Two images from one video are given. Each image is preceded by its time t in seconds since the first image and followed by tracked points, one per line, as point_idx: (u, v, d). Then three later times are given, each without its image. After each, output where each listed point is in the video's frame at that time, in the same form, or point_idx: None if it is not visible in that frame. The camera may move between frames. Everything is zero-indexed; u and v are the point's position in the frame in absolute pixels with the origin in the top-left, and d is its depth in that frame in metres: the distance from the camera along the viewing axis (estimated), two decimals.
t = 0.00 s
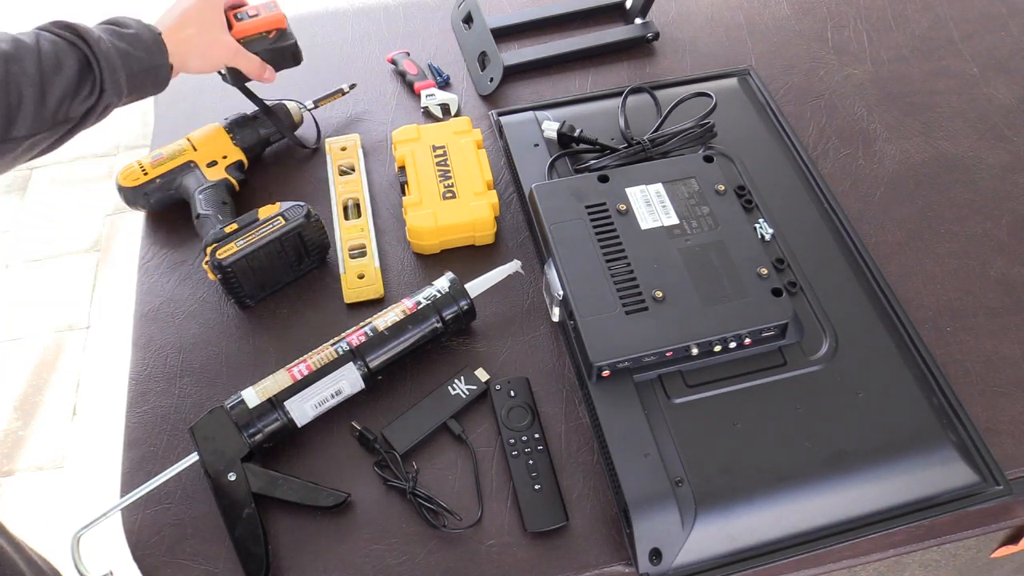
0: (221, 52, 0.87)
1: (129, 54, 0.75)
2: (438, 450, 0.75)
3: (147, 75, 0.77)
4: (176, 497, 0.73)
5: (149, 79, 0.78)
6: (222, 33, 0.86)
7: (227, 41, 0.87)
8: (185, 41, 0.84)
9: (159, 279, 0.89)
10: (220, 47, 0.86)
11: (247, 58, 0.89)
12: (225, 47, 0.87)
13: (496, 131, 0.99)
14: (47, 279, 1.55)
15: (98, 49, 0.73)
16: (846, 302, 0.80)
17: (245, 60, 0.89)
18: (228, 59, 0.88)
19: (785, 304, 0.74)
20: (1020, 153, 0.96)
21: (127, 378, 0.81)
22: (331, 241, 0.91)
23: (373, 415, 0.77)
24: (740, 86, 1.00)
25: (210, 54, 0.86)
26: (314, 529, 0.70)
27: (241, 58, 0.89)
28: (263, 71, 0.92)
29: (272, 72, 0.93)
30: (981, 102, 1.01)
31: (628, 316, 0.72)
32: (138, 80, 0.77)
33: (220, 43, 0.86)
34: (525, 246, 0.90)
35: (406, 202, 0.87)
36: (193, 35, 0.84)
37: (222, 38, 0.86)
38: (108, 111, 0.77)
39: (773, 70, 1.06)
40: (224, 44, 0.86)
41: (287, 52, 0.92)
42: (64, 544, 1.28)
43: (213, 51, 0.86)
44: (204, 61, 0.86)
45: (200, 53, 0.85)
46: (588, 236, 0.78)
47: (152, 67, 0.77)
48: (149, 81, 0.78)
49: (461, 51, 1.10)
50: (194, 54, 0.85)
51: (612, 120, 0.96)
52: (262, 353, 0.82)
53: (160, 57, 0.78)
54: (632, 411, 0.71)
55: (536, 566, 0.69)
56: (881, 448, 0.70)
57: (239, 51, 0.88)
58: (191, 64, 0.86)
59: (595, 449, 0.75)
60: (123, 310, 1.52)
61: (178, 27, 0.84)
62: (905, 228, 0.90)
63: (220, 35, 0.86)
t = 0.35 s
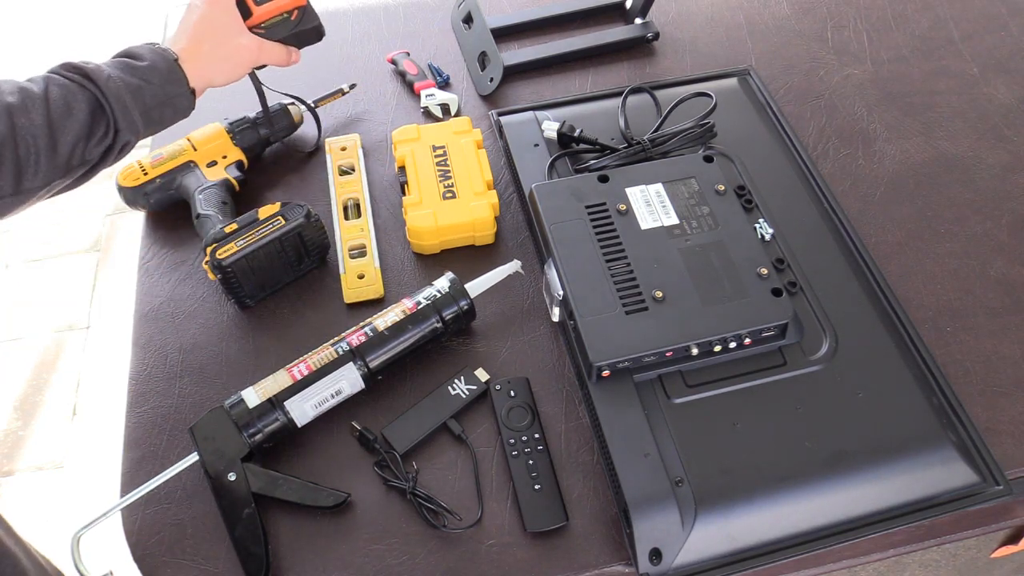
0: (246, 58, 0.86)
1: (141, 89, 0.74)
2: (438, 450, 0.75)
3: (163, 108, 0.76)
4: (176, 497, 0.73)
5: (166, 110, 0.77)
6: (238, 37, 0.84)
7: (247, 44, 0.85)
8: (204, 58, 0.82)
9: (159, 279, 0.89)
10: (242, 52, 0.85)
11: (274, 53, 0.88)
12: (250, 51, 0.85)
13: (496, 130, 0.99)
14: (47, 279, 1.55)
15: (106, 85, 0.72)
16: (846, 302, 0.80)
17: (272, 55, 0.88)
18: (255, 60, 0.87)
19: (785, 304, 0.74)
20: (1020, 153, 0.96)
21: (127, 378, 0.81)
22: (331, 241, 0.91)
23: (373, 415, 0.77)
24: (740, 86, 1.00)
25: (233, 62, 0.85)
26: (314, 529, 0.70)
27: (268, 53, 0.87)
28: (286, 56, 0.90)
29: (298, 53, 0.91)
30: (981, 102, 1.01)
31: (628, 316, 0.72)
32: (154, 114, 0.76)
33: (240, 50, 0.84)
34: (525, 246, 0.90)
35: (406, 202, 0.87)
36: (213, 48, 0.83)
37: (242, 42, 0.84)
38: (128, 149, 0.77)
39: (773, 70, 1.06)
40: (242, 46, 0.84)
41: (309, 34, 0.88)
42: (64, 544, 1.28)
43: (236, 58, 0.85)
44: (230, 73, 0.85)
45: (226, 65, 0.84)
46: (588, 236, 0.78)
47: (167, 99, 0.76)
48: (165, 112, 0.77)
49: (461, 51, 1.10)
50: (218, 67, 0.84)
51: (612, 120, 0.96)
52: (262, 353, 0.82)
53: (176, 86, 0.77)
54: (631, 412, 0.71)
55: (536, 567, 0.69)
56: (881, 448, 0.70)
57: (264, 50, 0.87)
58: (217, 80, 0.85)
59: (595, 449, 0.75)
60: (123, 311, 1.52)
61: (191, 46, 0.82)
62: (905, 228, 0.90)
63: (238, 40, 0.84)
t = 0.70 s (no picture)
0: (230, 47, 0.85)
1: (122, 75, 0.73)
2: (438, 450, 0.75)
3: (142, 95, 0.75)
4: (176, 497, 0.73)
5: (145, 97, 0.76)
6: (223, 25, 0.83)
7: (232, 31, 0.84)
8: (185, 45, 0.81)
9: (159, 279, 0.89)
10: (225, 41, 0.84)
11: (263, 37, 0.86)
12: (235, 39, 0.84)
13: (497, 130, 0.99)
14: (48, 279, 1.55)
15: (85, 68, 0.71)
16: (846, 302, 0.80)
17: (260, 40, 0.86)
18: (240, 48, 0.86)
19: (785, 304, 0.74)
20: (1020, 153, 0.96)
21: (127, 378, 0.81)
22: (331, 241, 0.91)
23: (373, 415, 0.77)
24: (740, 86, 1.00)
25: (216, 51, 0.84)
26: (314, 529, 0.70)
27: (255, 39, 0.86)
28: (278, 37, 0.88)
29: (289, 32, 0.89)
30: (982, 102, 1.01)
31: (628, 316, 0.72)
32: (132, 101, 0.75)
33: (224, 37, 0.83)
34: (525, 246, 0.90)
35: (406, 202, 0.87)
36: (195, 35, 0.81)
37: (226, 29, 0.83)
38: (100, 136, 0.75)
39: (773, 70, 1.06)
40: (225, 33, 0.83)
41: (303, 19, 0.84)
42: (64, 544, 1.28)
43: (219, 46, 0.84)
44: (211, 61, 0.84)
45: (208, 53, 0.83)
46: (588, 236, 0.78)
47: (148, 87, 0.75)
48: (144, 100, 0.76)
49: (461, 51, 1.10)
50: (199, 55, 0.82)
51: (612, 120, 0.96)
52: (262, 353, 0.82)
53: (158, 75, 0.76)
54: (631, 412, 0.71)
55: (536, 566, 0.69)
56: (881, 448, 0.70)
57: (251, 35, 0.85)
58: (198, 67, 0.83)
59: (595, 449, 0.75)
60: (123, 311, 1.52)
61: (171, 31, 0.80)
62: (905, 228, 0.90)
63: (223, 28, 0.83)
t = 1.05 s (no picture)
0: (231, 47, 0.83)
1: (115, 79, 0.72)
2: (438, 450, 0.75)
3: (136, 100, 0.74)
4: (176, 497, 0.73)
5: (139, 101, 0.75)
6: (224, 26, 0.82)
7: (233, 31, 0.82)
8: (185, 47, 0.79)
9: (159, 279, 0.89)
10: (225, 42, 0.82)
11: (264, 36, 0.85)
12: (236, 40, 0.83)
13: (496, 130, 0.99)
14: (48, 279, 1.55)
15: (76, 74, 0.69)
16: (846, 302, 0.80)
17: (263, 38, 0.85)
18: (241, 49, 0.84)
19: (785, 304, 0.74)
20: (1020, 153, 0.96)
21: (127, 378, 0.81)
22: (331, 241, 0.91)
23: (373, 415, 0.77)
24: (740, 85, 1.00)
25: (216, 52, 0.82)
26: (314, 529, 0.70)
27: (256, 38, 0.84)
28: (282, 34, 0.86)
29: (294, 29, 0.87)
30: (982, 102, 1.01)
31: (628, 316, 0.72)
32: (126, 106, 0.74)
33: (224, 39, 0.82)
34: (525, 246, 0.90)
35: (406, 202, 0.87)
36: (195, 37, 0.80)
37: (227, 29, 0.82)
38: (91, 142, 0.75)
39: (773, 70, 1.06)
40: (225, 34, 0.82)
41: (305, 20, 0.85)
42: (64, 544, 1.28)
43: (219, 47, 0.82)
44: (210, 62, 0.83)
45: (207, 54, 0.81)
46: (588, 236, 0.78)
47: (142, 91, 0.74)
48: (138, 104, 0.75)
49: (461, 51, 1.10)
50: (199, 56, 0.81)
51: (612, 120, 0.96)
52: (262, 353, 0.82)
53: (153, 79, 0.75)
54: (631, 412, 0.71)
55: (536, 566, 0.69)
56: (881, 448, 0.70)
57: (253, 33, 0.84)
58: (196, 69, 0.82)
59: (595, 449, 0.75)
60: (123, 311, 1.52)
61: (171, 32, 0.78)
62: (905, 228, 0.90)
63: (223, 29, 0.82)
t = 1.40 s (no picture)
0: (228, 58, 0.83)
1: (112, 89, 0.73)
2: (438, 450, 0.75)
3: (132, 110, 0.75)
4: (176, 497, 0.73)
5: (136, 111, 0.76)
6: (221, 37, 0.81)
7: (230, 42, 0.82)
8: (179, 58, 0.80)
9: (159, 279, 0.89)
10: (223, 53, 0.82)
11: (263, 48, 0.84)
12: (234, 51, 0.83)
13: (497, 130, 0.99)
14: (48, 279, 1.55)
15: (72, 85, 0.70)
16: (846, 302, 0.80)
17: (262, 49, 0.84)
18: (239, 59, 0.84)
19: (785, 304, 0.74)
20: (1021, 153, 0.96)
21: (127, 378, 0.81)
22: (331, 241, 0.91)
23: (374, 415, 0.77)
24: (740, 85, 1.00)
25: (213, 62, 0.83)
26: (314, 529, 0.70)
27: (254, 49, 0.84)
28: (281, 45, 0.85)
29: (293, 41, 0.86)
30: (981, 102, 1.01)
31: (628, 316, 0.72)
32: (122, 116, 0.75)
33: (221, 50, 0.82)
34: (524, 246, 0.90)
35: (406, 202, 0.87)
36: (191, 47, 0.80)
37: (224, 41, 0.82)
38: (87, 152, 0.75)
39: (773, 70, 1.06)
40: (222, 46, 0.82)
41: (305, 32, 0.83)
42: (64, 544, 1.29)
43: (216, 58, 0.82)
44: (207, 72, 0.83)
45: (204, 64, 0.82)
46: (588, 236, 0.78)
47: (139, 101, 0.75)
48: (134, 114, 0.76)
49: (461, 51, 1.10)
50: (195, 67, 0.81)
51: (612, 120, 0.96)
52: (263, 353, 0.82)
53: (149, 89, 0.76)
54: (631, 412, 0.71)
55: (536, 566, 0.69)
56: (881, 448, 0.70)
57: (251, 45, 0.83)
58: (193, 79, 0.83)
59: (595, 449, 0.75)
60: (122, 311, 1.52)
61: (166, 42, 0.79)
62: (905, 228, 0.90)
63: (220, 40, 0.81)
